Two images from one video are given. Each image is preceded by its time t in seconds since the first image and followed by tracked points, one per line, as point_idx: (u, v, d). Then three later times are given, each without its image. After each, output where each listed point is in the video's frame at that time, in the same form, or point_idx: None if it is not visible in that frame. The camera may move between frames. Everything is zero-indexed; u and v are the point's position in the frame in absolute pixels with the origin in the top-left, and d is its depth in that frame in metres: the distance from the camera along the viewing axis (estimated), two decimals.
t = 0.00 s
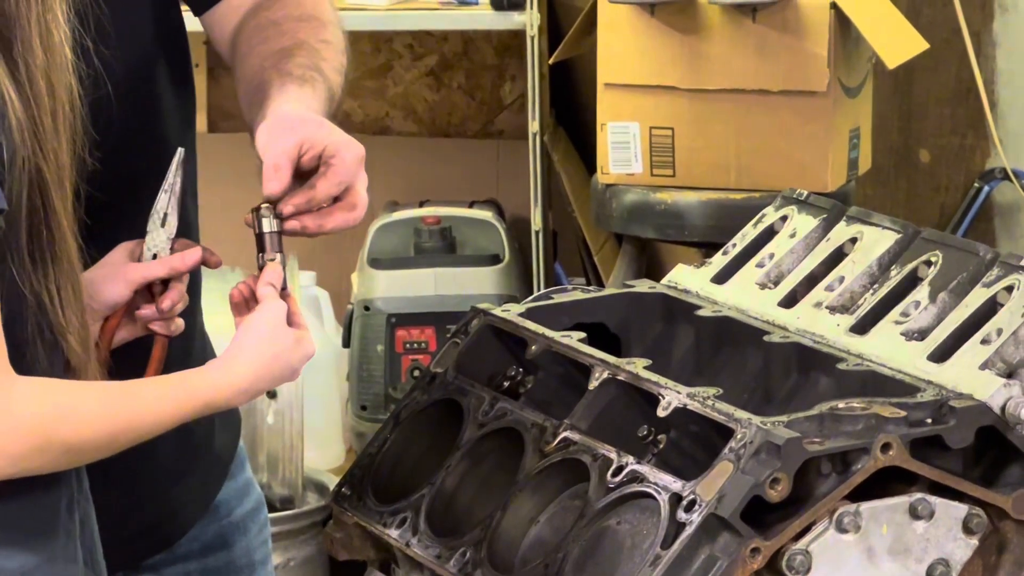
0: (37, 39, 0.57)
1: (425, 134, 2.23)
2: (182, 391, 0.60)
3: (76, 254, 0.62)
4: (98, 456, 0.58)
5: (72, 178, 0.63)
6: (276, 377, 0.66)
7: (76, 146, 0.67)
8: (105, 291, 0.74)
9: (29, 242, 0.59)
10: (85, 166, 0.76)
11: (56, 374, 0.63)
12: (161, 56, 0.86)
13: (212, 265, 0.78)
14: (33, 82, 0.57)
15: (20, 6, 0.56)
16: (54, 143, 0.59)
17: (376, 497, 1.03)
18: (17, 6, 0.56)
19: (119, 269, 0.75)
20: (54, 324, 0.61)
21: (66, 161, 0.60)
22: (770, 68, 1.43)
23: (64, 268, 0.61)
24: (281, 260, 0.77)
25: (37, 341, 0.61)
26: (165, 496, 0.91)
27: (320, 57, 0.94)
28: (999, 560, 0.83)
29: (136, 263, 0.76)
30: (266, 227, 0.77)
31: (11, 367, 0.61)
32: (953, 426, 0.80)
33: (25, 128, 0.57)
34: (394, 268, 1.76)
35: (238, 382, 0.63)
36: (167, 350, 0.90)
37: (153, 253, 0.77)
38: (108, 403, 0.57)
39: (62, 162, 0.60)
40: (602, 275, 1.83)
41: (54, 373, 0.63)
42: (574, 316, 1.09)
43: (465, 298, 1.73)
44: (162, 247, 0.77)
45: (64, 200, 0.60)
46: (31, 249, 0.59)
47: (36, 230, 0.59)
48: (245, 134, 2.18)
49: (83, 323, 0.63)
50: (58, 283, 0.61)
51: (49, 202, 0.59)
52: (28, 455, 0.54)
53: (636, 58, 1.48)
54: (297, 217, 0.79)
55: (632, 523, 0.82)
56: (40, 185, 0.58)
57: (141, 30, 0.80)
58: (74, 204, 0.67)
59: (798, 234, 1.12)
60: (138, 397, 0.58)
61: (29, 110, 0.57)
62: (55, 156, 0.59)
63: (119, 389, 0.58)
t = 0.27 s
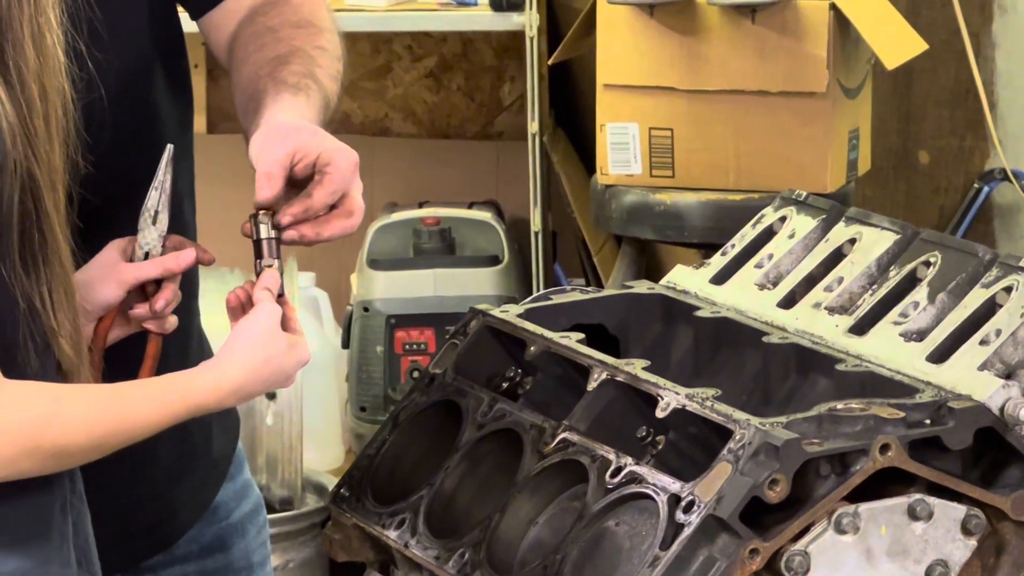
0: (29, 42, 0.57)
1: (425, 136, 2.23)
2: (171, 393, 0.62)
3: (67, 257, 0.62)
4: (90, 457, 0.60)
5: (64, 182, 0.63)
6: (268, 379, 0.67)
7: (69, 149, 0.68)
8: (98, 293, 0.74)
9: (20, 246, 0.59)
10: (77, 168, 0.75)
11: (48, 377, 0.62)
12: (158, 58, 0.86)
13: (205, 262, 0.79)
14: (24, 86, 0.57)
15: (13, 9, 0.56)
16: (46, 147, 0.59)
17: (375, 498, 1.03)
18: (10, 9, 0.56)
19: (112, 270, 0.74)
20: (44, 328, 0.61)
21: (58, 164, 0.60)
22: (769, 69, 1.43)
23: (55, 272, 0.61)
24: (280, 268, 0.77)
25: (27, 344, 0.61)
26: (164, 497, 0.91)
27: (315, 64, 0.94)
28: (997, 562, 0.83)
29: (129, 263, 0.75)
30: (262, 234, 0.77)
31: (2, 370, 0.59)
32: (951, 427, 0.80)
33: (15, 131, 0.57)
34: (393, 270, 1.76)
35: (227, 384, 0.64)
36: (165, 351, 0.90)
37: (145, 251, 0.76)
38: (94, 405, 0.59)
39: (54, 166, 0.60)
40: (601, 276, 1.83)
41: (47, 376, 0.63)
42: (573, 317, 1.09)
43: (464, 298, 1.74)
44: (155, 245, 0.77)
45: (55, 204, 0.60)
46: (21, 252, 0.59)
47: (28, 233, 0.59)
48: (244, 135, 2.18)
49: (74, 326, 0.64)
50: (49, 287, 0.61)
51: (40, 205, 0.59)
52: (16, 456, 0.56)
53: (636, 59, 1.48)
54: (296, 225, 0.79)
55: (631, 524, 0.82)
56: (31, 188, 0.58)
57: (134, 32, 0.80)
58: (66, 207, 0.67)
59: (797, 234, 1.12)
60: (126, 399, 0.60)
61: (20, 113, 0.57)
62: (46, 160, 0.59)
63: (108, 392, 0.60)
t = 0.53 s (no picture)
0: (20, 43, 0.57)
1: (423, 136, 2.23)
2: (161, 396, 0.62)
3: (58, 258, 0.62)
4: (80, 458, 0.61)
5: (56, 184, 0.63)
6: (258, 384, 0.68)
7: (60, 151, 0.68)
8: (90, 297, 0.74)
9: (9, 247, 0.59)
10: (70, 169, 0.75)
11: (40, 380, 0.62)
12: (154, 59, 0.86)
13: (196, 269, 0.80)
14: (14, 87, 0.57)
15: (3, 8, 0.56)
16: (36, 148, 0.59)
17: (374, 498, 1.03)
18: None
19: (105, 274, 0.74)
20: (34, 330, 0.61)
21: (49, 166, 0.60)
22: (768, 69, 1.43)
23: (46, 275, 0.61)
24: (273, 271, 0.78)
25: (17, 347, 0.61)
26: (162, 497, 0.91)
27: (310, 70, 0.94)
28: (995, 562, 0.83)
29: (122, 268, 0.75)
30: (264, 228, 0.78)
31: None
32: (949, 427, 0.80)
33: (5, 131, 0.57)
34: (392, 270, 1.76)
35: (217, 388, 0.65)
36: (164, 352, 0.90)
37: (139, 255, 0.76)
38: (85, 408, 0.59)
39: (44, 167, 0.59)
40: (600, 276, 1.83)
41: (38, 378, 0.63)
42: (572, 317, 1.09)
43: (463, 299, 1.74)
44: (149, 250, 0.77)
45: (46, 206, 0.60)
46: (12, 254, 0.59)
47: (18, 235, 0.59)
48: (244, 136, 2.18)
49: (65, 329, 0.63)
50: (40, 289, 0.61)
51: (31, 206, 0.59)
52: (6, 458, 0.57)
53: (635, 60, 1.48)
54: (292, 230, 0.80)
55: (628, 524, 0.82)
56: (20, 189, 0.58)
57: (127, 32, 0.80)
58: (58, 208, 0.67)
59: (795, 234, 1.12)
60: (116, 402, 0.61)
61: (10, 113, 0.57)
62: (37, 161, 0.59)
63: (98, 395, 0.60)
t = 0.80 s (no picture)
0: (16, 44, 0.57)
1: (423, 136, 2.23)
2: (157, 399, 0.62)
3: (54, 259, 0.62)
4: (75, 460, 0.61)
5: (52, 184, 0.63)
6: (254, 388, 0.68)
7: (57, 151, 0.68)
8: (88, 300, 0.74)
9: (6, 247, 0.59)
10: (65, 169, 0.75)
11: (37, 381, 0.62)
12: (153, 59, 0.86)
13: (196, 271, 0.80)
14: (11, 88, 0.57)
15: None
16: (33, 149, 0.59)
17: (374, 498, 1.03)
18: None
19: (103, 277, 0.74)
20: (30, 330, 0.61)
21: (46, 166, 0.60)
22: (768, 69, 1.43)
23: (42, 275, 0.61)
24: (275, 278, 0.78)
25: (14, 347, 0.61)
26: (162, 497, 0.91)
27: (308, 74, 0.94)
28: (995, 562, 0.83)
29: (119, 271, 0.75)
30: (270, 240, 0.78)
31: None
32: (949, 427, 0.80)
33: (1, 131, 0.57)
34: (392, 269, 1.76)
35: (213, 391, 0.65)
36: (164, 351, 0.90)
37: (136, 258, 0.76)
38: (80, 410, 0.59)
39: (41, 167, 0.59)
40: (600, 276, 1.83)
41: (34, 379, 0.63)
42: (572, 316, 1.09)
43: (463, 299, 1.74)
44: (146, 253, 0.76)
45: (43, 206, 0.60)
46: (8, 254, 0.59)
47: (14, 235, 0.59)
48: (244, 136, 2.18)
49: (61, 329, 0.64)
50: (36, 290, 0.61)
51: (27, 207, 0.59)
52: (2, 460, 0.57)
53: (635, 60, 1.48)
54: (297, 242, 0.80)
55: (628, 523, 0.83)
56: (16, 190, 0.58)
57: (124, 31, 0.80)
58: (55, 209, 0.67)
59: (795, 234, 1.12)
60: (113, 404, 0.61)
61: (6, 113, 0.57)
62: (33, 161, 0.59)
63: (94, 397, 0.60)
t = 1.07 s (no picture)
0: (15, 44, 0.57)
1: (426, 136, 2.23)
2: (161, 398, 0.63)
3: (56, 260, 0.62)
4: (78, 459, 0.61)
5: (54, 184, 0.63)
6: (255, 388, 0.68)
7: (57, 152, 0.68)
8: (89, 303, 0.74)
9: (6, 248, 0.59)
10: (65, 170, 0.75)
11: (37, 381, 0.62)
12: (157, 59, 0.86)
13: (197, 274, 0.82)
14: (11, 88, 0.57)
15: None
16: (34, 150, 0.59)
17: (377, 499, 1.03)
18: None
19: (105, 280, 0.74)
20: (31, 331, 0.61)
21: (47, 167, 0.60)
22: (771, 69, 1.43)
23: (43, 276, 0.61)
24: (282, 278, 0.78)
25: (14, 348, 0.61)
26: (165, 498, 0.91)
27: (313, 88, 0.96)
28: (999, 562, 0.83)
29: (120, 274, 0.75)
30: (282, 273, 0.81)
31: None
32: (953, 427, 0.80)
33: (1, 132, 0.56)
34: (395, 269, 1.76)
35: (213, 391, 0.65)
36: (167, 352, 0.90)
37: (137, 262, 0.77)
38: (83, 411, 0.59)
39: (42, 168, 0.59)
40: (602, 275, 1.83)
41: (35, 380, 0.63)
42: (575, 316, 1.10)
43: (465, 298, 1.74)
44: (147, 258, 0.77)
45: (43, 207, 0.60)
46: (8, 255, 0.59)
47: (15, 236, 0.59)
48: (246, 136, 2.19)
49: (62, 329, 0.64)
50: (36, 290, 0.61)
51: (28, 207, 0.59)
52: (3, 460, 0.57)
53: (638, 60, 1.47)
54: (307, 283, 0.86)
55: (631, 523, 0.83)
56: (16, 190, 0.58)
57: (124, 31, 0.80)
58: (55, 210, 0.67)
59: (798, 234, 1.12)
60: (117, 402, 0.61)
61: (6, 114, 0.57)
62: (34, 162, 0.59)
63: (96, 397, 0.60)
